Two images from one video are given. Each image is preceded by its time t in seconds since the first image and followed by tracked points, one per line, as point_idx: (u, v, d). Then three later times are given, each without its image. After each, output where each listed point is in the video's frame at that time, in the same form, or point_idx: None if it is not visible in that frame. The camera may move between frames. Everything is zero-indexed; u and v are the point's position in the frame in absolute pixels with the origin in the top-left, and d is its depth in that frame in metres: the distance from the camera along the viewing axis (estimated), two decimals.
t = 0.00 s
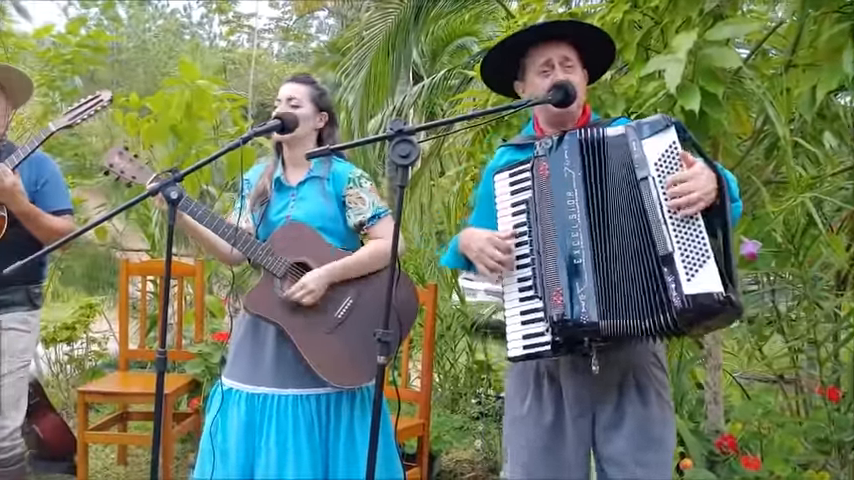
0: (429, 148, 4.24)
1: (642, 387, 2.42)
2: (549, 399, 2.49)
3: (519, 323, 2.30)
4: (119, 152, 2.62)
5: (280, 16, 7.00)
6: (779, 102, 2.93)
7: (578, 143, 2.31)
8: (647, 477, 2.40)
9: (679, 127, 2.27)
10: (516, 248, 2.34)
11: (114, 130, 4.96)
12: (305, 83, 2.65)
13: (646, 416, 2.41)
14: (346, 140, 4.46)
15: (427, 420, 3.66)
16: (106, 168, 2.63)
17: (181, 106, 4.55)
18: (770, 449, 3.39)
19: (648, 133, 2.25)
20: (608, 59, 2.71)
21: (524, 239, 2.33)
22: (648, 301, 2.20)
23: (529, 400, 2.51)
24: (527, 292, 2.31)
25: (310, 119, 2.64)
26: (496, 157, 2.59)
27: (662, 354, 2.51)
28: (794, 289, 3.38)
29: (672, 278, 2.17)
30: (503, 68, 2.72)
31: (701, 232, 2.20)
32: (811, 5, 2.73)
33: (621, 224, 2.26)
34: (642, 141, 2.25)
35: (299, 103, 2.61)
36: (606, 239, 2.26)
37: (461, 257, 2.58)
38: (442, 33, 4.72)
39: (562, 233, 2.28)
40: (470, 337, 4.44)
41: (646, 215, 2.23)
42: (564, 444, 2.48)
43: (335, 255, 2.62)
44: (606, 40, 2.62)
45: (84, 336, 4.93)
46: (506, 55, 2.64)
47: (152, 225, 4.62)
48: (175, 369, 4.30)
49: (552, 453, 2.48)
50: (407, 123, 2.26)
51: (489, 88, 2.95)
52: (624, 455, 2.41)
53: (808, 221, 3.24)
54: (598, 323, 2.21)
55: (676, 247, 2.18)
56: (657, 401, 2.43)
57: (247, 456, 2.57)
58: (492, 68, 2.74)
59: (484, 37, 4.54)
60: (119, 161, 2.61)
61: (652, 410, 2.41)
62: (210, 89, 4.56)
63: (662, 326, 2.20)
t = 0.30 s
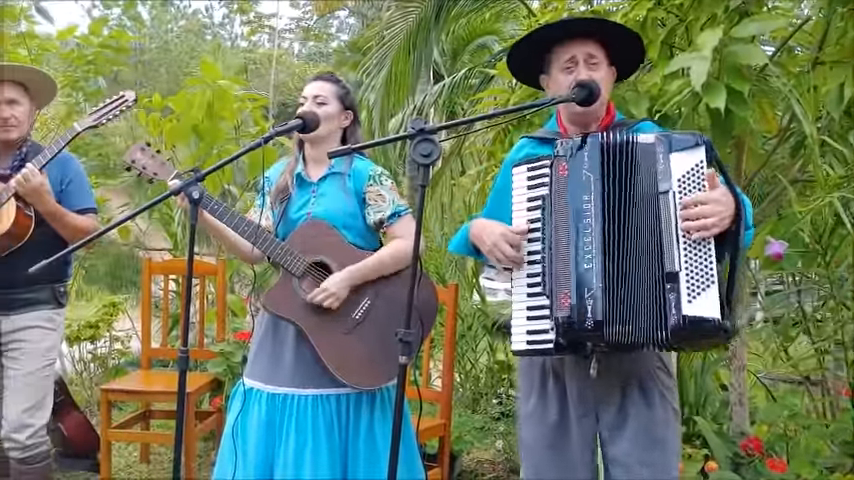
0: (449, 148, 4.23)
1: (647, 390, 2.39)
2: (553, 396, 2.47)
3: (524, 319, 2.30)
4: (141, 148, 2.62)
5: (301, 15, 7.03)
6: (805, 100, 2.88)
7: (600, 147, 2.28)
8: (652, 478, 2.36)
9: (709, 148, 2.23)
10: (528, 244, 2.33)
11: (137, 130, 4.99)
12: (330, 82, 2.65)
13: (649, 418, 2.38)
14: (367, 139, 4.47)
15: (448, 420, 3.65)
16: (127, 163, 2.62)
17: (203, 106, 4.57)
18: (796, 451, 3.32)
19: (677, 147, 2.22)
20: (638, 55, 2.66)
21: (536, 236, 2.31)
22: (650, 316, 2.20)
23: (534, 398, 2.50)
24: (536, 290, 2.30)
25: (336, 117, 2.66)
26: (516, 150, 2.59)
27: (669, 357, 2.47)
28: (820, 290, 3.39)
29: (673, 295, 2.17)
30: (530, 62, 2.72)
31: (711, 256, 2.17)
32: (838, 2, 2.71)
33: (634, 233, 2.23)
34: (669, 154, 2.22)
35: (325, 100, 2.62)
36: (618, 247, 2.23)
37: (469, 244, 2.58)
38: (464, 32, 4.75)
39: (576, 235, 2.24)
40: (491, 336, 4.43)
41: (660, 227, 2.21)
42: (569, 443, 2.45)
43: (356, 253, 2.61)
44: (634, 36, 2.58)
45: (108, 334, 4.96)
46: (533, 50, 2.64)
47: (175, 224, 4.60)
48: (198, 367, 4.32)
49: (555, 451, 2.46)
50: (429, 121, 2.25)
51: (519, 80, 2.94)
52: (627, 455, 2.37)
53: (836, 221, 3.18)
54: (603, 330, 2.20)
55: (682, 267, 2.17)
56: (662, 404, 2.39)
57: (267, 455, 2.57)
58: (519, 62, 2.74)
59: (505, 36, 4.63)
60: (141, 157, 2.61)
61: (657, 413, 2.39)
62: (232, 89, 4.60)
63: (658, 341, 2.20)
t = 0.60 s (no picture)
0: (470, 146, 4.23)
1: (668, 393, 2.35)
2: (572, 396, 2.46)
3: (544, 318, 2.30)
4: (163, 149, 2.64)
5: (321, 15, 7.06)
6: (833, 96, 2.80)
7: (626, 150, 2.25)
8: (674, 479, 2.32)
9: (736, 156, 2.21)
10: (549, 243, 2.32)
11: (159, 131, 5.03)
12: (351, 82, 2.64)
13: (672, 421, 2.34)
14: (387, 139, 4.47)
15: (469, 420, 3.63)
16: (150, 164, 2.64)
17: (224, 105, 4.65)
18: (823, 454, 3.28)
19: (703, 154, 2.21)
20: (664, 55, 2.65)
21: (557, 236, 2.32)
22: (669, 323, 2.19)
23: (552, 397, 2.49)
24: (556, 290, 2.29)
25: (356, 118, 2.64)
26: (538, 146, 2.57)
27: (692, 359, 2.42)
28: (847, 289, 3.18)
29: (691, 302, 2.17)
30: (553, 62, 2.71)
31: (730, 265, 2.17)
32: None
33: (657, 238, 2.22)
34: (694, 161, 2.22)
35: (348, 100, 2.61)
36: (640, 252, 2.21)
37: (486, 239, 2.57)
38: (484, 30, 4.72)
39: (600, 239, 2.23)
40: (512, 336, 4.44)
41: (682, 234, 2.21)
42: (587, 442, 2.45)
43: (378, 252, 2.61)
44: (661, 35, 2.55)
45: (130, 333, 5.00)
46: (558, 50, 2.63)
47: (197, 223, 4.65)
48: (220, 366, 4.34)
49: (573, 450, 2.46)
50: (451, 120, 2.24)
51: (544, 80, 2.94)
52: (647, 455, 2.35)
53: None
54: (624, 335, 2.19)
55: (701, 275, 2.18)
56: (685, 407, 2.35)
57: (288, 455, 2.57)
58: (543, 62, 2.73)
59: (526, 34, 4.58)
60: (163, 157, 2.62)
61: (680, 415, 2.34)
62: (253, 89, 4.63)
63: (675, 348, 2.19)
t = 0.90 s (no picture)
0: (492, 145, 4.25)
1: (717, 393, 2.31)
2: (619, 403, 2.40)
3: (588, 322, 2.27)
4: (186, 144, 2.65)
5: (343, 15, 7.11)
6: None
7: (658, 139, 2.22)
8: None
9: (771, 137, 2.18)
10: (587, 245, 2.30)
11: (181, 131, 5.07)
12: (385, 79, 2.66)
13: (721, 422, 2.30)
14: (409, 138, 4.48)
15: (492, 420, 3.62)
16: (173, 159, 2.65)
17: (247, 106, 4.63)
18: None
19: (737, 136, 2.17)
20: (691, 46, 2.62)
21: (596, 236, 2.29)
22: (717, 310, 2.14)
23: (598, 403, 2.44)
24: (598, 290, 2.27)
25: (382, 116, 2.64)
26: (567, 149, 2.54)
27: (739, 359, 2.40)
28: None
29: (737, 287, 2.13)
30: (575, 62, 2.69)
31: (776, 247, 2.13)
32: None
33: (699, 226, 2.19)
34: (729, 143, 2.18)
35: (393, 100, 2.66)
36: (682, 242, 2.19)
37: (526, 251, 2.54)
38: (505, 29, 4.66)
39: (640, 231, 2.20)
40: (535, 336, 4.41)
41: (725, 220, 2.17)
42: (636, 450, 2.38)
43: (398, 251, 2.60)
44: (687, 26, 2.53)
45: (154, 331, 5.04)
46: (580, 49, 2.61)
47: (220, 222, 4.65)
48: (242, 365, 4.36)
49: (621, 459, 2.39)
50: (474, 119, 2.24)
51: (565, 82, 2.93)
52: (696, 461, 2.30)
53: None
54: (675, 326, 2.15)
55: (746, 259, 2.14)
56: (732, 406, 2.31)
57: (312, 454, 2.57)
58: (566, 62, 2.71)
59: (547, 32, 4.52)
60: (186, 153, 2.63)
61: (728, 415, 2.30)
62: (275, 89, 4.65)
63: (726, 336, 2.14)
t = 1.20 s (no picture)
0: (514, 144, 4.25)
1: (749, 389, 2.27)
2: (650, 401, 2.35)
3: (617, 318, 2.23)
4: (209, 143, 2.66)
5: (364, 14, 7.14)
6: None
7: (687, 129, 2.21)
8: None
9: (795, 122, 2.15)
10: (616, 240, 2.28)
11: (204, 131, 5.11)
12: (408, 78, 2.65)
13: (753, 418, 2.26)
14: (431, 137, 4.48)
15: (515, 420, 3.60)
16: (197, 158, 2.66)
17: (269, 105, 4.65)
18: None
19: (761, 122, 2.14)
20: (715, 42, 2.59)
21: (625, 232, 2.26)
22: (748, 300, 2.10)
23: (628, 403, 2.38)
24: (628, 285, 2.23)
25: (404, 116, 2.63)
26: (593, 146, 2.52)
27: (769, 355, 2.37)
28: None
29: (770, 274, 2.08)
30: (600, 59, 2.67)
31: (808, 232, 2.08)
32: None
33: (728, 217, 2.16)
34: (753, 130, 2.15)
35: (418, 100, 2.66)
36: (714, 233, 2.16)
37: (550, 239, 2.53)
38: (527, 27, 4.73)
39: (672, 223, 2.18)
40: (558, 335, 4.39)
41: (755, 209, 2.13)
42: (667, 450, 2.33)
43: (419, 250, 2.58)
44: (710, 21, 2.51)
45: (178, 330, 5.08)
46: (605, 45, 2.59)
47: (243, 222, 4.66)
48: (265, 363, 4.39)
49: (653, 459, 2.34)
50: (497, 118, 2.22)
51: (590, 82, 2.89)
52: (729, 460, 2.25)
53: None
54: (710, 318, 2.11)
55: (777, 245, 2.09)
56: (764, 401, 2.28)
57: (335, 454, 2.57)
58: (591, 61, 2.69)
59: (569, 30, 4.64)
60: (209, 151, 2.65)
61: (760, 411, 2.26)
62: (297, 88, 4.67)
63: (758, 327, 2.10)
